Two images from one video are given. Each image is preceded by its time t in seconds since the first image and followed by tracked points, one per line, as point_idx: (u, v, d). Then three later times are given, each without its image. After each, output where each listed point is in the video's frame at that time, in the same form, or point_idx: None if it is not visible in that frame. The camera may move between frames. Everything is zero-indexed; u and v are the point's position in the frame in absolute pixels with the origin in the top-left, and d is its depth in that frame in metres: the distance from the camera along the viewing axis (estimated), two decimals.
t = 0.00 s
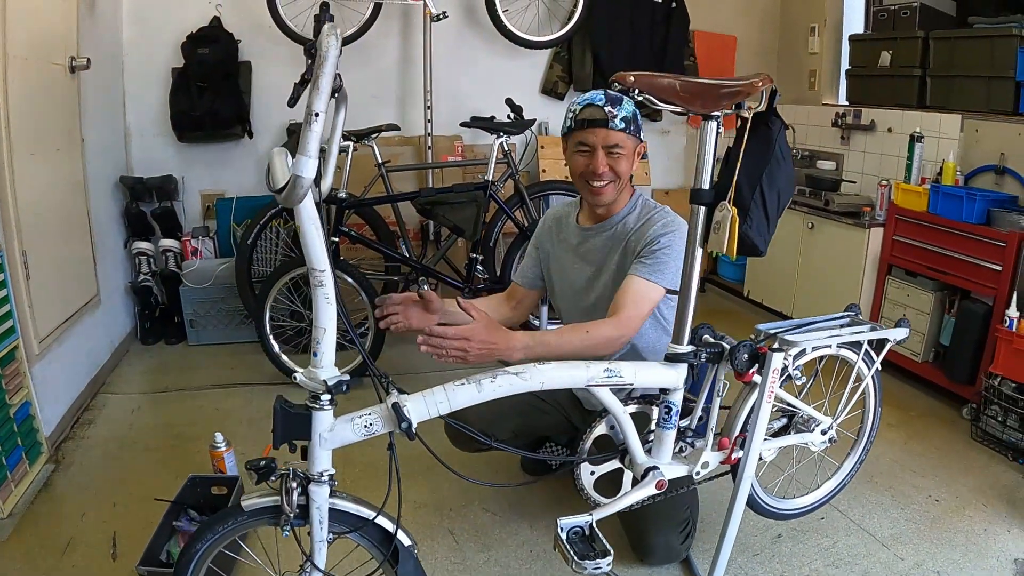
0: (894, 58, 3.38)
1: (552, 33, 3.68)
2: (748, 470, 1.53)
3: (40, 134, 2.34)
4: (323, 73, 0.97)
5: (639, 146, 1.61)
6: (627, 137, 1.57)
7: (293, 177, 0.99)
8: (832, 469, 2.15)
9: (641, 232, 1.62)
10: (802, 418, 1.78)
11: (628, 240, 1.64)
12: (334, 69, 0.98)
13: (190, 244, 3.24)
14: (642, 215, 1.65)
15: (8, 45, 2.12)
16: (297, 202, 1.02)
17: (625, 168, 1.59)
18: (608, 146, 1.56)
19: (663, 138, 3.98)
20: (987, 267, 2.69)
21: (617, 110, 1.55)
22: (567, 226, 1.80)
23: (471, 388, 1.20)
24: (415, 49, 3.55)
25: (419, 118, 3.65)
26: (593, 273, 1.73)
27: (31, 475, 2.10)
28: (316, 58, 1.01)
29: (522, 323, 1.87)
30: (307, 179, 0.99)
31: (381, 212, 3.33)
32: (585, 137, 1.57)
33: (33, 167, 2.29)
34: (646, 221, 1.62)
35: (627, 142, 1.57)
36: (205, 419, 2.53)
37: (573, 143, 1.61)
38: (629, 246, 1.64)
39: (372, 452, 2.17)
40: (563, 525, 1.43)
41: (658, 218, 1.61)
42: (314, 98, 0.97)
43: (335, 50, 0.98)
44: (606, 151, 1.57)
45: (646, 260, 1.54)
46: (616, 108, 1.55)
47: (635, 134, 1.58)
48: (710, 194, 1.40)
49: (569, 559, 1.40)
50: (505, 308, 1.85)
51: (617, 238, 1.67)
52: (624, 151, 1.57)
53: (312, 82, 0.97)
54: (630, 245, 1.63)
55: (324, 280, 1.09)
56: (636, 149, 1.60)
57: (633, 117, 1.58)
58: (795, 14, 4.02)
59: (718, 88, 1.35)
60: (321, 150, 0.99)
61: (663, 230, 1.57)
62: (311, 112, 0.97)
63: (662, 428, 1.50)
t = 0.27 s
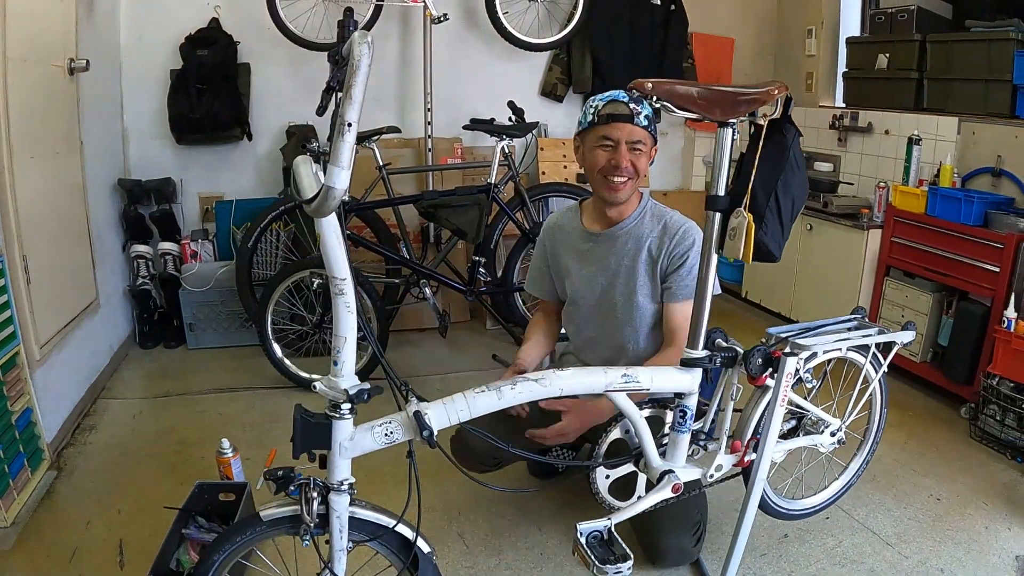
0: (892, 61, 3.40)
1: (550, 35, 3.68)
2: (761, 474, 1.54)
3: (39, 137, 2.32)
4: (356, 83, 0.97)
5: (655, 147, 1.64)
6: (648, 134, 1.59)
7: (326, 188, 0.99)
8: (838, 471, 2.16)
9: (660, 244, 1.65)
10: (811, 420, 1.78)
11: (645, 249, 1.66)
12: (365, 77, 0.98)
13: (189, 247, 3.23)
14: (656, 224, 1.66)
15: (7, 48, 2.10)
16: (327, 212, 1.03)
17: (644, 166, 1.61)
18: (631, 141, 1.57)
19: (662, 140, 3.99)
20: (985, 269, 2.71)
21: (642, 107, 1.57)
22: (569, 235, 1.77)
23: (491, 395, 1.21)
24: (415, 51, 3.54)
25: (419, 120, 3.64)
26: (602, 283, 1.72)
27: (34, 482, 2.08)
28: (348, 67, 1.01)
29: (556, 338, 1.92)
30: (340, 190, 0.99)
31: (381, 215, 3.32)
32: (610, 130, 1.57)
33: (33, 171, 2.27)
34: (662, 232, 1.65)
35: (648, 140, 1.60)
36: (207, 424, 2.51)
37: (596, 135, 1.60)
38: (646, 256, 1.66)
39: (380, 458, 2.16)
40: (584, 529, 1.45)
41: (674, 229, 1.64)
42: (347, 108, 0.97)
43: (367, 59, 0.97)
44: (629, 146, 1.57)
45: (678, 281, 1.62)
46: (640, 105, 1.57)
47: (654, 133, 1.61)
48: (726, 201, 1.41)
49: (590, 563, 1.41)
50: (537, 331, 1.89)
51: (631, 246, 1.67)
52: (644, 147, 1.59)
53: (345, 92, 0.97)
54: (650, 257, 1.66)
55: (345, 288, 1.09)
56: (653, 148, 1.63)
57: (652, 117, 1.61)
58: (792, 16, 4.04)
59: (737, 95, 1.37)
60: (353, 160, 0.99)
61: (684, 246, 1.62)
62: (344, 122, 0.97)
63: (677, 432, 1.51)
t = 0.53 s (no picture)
0: (882, 61, 3.43)
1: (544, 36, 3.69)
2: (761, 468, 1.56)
3: (34, 137, 2.30)
4: (374, 80, 0.98)
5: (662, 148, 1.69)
6: (660, 133, 1.65)
7: (344, 184, 0.99)
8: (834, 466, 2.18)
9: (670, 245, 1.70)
10: (809, 414, 1.80)
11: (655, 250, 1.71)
12: (384, 76, 0.99)
13: (183, 247, 3.22)
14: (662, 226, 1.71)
15: (2, 46, 2.08)
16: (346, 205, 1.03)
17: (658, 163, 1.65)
18: (649, 138, 1.62)
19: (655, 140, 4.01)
20: (975, 266, 2.74)
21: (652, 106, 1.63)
22: (571, 239, 1.77)
23: (499, 391, 1.22)
24: (409, 51, 3.54)
25: (413, 120, 3.64)
26: (609, 283, 1.74)
27: (31, 485, 2.07)
28: (365, 66, 1.02)
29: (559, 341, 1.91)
30: (359, 186, 1.00)
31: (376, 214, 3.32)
32: (630, 127, 1.61)
33: (28, 171, 2.25)
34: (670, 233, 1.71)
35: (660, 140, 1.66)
36: (203, 425, 2.50)
37: (613, 132, 1.62)
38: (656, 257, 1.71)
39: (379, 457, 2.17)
40: (590, 523, 1.46)
41: (678, 230, 1.71)
42: (366, 105, 0.98)
43: (385, 57, 0.98)
44: (648, 142, 1.62)
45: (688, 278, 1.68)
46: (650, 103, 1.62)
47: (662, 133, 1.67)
48: (726, 200, 1.42)
49: (597, 556, 1.43)
50: (549, 343, 1.85)
51: (642, 247, 1.70)
52: (658, 144, 1.64)
53: (364, 90, 0.97)
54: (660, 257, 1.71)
55: (355, 285, 1.09)
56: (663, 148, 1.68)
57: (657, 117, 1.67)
58: (783, 16, 4.07)
59: (737, 96, 1.38)
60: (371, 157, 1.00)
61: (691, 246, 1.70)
62: (362, 119, 0.98)
63: (679, 427, 1.52)
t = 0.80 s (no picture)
0: (870, 60, 3.47)
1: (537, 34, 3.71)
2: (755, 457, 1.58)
3: (29, 132, 2.29)
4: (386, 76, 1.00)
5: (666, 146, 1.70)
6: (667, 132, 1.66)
7: (357, 175, 1.01)
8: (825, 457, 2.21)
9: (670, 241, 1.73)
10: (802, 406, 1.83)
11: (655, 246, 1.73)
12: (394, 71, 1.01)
13: (176, 243, 3.20)
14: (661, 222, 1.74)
15: None
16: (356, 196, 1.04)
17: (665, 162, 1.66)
18: (660, 137, 1.62)
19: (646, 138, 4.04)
20: (963, 262, 2.79)
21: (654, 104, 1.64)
22: (572, 234, 1.78)
23: (501, 381, 1.23)
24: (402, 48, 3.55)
25: (405, 117, 3.65)
26: (611, 278, 1.76)
27: (27, 481, 2.06)
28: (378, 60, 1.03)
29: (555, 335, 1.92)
30: (371, 178, 1.01)
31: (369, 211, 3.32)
32: (644, 125, 1.60)
33: (23, 167, 2.24)
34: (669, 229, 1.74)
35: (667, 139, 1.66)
36: (199, 421, 2.50)
37: (624, 129, 1.61)
38: (656, 253, 1.74)
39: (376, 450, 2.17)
40: (589, 512, 1.48)
41: (677, 226, 1.74)
42: (379, 99, 0.99)
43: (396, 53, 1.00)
44: (659, 141, 1.62)
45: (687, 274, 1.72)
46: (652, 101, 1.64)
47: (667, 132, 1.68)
48: (723, 194, 1.44)
49: (599, 543, 1.47)
50: (545, 336, 1.87)
51: (643, 244, 1.73)
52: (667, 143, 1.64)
53: (379, 83, 0.99)
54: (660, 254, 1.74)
55: (360, 277, 1.11)
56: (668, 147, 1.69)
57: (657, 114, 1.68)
58: (772, 16, 4.11)
59: (735, 92, 1.41)
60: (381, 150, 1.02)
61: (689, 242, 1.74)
62: (376, 113, 1.00)
63: (676, 417, 1.54)
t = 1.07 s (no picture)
0: (857, 59, 3.50)
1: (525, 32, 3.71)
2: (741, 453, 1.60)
3: (16, 131, 2.28)
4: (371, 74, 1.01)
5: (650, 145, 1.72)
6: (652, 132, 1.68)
7: (341, 172, 1.01)
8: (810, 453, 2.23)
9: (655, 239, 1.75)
10: (786, 402, 1.86)
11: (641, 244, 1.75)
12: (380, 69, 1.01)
13: (164, 242, 3.19)
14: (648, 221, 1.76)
15: None
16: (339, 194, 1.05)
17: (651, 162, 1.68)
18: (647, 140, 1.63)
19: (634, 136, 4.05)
20: (948, 260, 2.81)
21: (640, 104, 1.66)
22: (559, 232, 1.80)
23: (486, 378, 1.24)
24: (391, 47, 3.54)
25: (393, 115, 3.65)
26: (597, 274, 1.77)
27: (15, 481, 2.05)
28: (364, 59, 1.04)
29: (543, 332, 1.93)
30: (355, 174, 1.02)
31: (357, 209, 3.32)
32: (632, 131, 1.61)
33: (11, 166, 2.23)
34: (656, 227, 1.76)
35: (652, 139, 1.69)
36: (188, 419, 2.50)
37: (614, 135, 1.61)
38: (642, 251, 1.75)
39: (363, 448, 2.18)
40: (576, 507, 1.50)
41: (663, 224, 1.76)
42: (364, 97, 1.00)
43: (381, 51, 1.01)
44: (647, 144, 1.64)
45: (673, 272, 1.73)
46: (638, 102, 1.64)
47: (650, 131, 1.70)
48: (707, 192, 1.45)
49: (585, 538, 1.48)
50: (533, 333, 1.88)
51: (630, 241, 1.74)
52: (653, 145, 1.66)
53: (364, 82, 1.00)
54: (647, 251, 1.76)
55: (346, 274, 1.11)
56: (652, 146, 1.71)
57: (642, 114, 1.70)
58: (760, 15, 4.13)
59: (719, 91, 1.41)
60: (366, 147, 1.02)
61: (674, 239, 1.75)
62: (359, 111, 1.00)
63: (661, 414, 1.56)
